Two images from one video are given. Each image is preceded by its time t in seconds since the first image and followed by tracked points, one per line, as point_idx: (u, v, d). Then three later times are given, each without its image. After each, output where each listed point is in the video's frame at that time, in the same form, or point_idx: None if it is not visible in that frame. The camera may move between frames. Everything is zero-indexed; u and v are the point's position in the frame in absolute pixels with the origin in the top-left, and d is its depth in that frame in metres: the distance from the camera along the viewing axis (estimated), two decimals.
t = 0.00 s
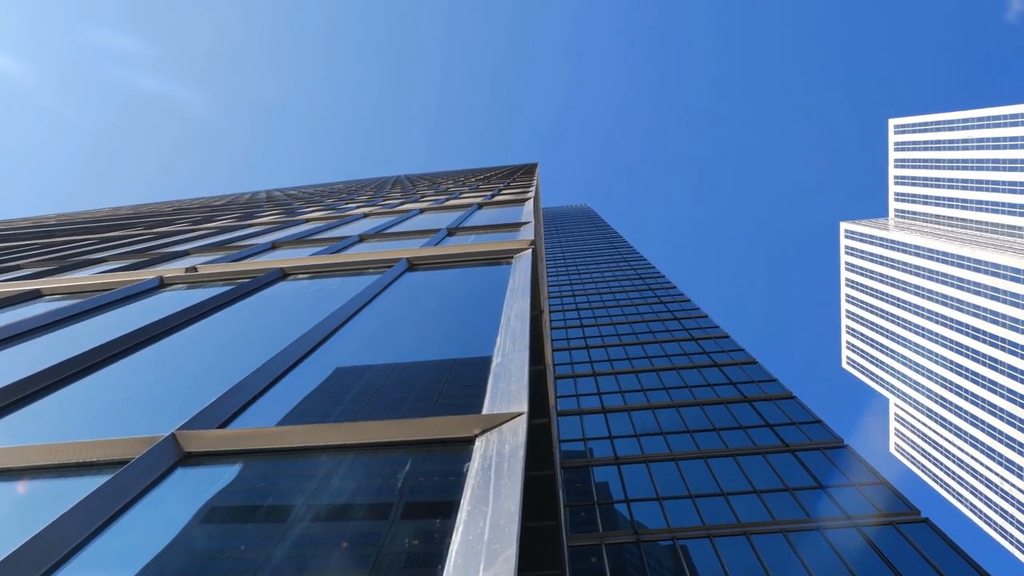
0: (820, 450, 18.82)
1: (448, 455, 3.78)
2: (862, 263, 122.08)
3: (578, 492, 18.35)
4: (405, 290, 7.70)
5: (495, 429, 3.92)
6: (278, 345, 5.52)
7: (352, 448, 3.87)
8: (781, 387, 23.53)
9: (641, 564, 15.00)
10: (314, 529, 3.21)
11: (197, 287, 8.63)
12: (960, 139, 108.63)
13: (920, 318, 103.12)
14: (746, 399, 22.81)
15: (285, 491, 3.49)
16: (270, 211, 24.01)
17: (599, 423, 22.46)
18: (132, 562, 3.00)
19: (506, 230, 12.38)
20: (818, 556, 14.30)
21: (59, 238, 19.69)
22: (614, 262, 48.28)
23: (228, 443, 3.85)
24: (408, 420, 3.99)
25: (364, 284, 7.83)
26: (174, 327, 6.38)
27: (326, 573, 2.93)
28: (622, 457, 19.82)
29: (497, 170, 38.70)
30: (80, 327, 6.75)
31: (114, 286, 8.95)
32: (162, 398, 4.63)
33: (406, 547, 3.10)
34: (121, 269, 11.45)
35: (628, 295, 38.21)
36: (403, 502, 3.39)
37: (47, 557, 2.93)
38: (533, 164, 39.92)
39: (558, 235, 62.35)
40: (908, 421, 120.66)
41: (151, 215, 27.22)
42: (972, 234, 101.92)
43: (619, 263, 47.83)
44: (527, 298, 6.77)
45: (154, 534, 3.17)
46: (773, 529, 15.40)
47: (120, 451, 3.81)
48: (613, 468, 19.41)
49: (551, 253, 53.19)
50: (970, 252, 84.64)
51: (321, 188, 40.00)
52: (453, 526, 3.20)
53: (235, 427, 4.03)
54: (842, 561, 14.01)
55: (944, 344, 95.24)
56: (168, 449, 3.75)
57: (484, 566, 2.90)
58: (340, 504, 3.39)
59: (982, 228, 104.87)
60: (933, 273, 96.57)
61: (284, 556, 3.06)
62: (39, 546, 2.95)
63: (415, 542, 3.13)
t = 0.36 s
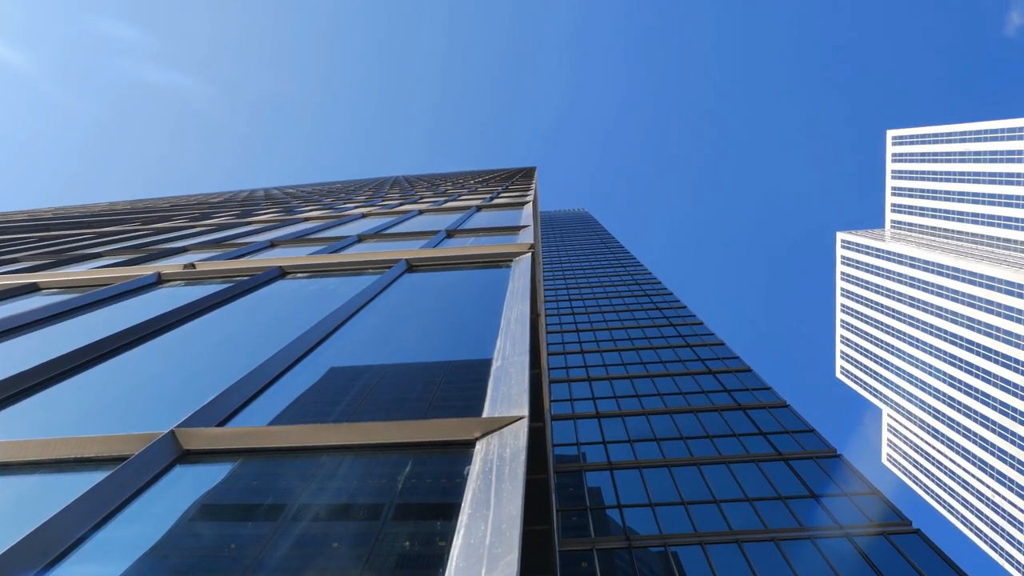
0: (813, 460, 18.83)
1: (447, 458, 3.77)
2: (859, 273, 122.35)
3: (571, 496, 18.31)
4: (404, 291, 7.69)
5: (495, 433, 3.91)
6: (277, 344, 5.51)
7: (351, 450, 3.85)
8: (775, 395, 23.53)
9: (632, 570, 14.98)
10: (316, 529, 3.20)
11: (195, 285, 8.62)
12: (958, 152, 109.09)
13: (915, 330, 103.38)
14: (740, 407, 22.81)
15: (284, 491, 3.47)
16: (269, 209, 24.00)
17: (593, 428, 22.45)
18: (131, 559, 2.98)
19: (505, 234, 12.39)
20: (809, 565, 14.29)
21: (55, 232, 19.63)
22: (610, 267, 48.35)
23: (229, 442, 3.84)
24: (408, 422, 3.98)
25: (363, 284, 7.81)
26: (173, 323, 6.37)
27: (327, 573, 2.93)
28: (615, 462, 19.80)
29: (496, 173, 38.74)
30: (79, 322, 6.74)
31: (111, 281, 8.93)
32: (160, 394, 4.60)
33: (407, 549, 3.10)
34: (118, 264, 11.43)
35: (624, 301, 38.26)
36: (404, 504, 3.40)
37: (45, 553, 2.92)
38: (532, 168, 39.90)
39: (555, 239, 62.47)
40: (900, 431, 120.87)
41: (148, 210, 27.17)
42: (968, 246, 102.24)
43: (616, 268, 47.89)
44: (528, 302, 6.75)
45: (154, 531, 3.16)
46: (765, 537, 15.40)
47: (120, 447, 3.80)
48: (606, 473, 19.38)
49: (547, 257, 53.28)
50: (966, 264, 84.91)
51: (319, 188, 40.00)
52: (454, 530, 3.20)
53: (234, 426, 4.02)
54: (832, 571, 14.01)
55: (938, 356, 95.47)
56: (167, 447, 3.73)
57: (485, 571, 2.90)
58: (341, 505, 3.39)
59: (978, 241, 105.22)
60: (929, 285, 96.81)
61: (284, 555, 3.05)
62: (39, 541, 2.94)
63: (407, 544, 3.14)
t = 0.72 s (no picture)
0: (806, 467, 18.84)
1: (447, 459, 3.77)
2: (856, 281, 122.68)
3: (564, 500, 18.29)
4: (404, 292, 7.70)
5: (495, 435, 3.90)
6: (276, 342, 5.50)
7: (351, 449, 3.85)
8: (769, 402, 23.58)
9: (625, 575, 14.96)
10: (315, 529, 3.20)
11: (192, 281, 8.59)
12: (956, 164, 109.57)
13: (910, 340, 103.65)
14: (734, 414, 22.84)
15: (284, 489, 3.47)
16: (266, 207, 23.98)
17: (587, 432, 22.44)
18: (129, 559, 2.96)
19: (503, 236, 12.40)
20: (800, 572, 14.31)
21: (51, 225, 19.56)
22: (606, 271, 48.43)
23: (227, 440, 3.83)
24: (408, 422, 3.98)
25: (362, 284, 7.81)
26: (171, 319, 6.34)
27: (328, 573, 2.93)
28: (609, 466, 19.79)
29: (495, 175, 38.78)
30: (75, 316, 6.71)
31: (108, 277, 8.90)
32: (157, 393, 4.56)
33: (408, 550, 3.11)
34: (115, 259, 11.41)
35: (620, 305, 38.30)
36: (404, 504, 3.41)
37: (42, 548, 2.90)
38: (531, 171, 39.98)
39: (552, 243, 62.59)
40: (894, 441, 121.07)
41: (145, 205, 27.11)
42: (964, 257, 102.60)
43: (612, 272, 47.96)
44: (527, 304, 6.75)
45: (151, 531, 3.14)
46: (756, 544, 15.41)
47: (117, 444, 3.78)
48: (599, 477, 19.37)
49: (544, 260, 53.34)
50: (961, 275, 85.19)
51: (317, 187, 39.97)
52: (454, 532, 3.20)
53: (233, 424, 4.01)
54: None
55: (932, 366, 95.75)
56: (165, 444, 3.71)
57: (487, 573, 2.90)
58: (341, 504, 3.39)
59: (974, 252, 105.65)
60: (924, 295, 97.10)
61: (283, 553, 3.05)
62: (33, 541, 2.90)
63: (397, 544, 3.14)
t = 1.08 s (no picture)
0: (799, 475, 18.85)
1: (446, 460, 3.77)
2: (851, 291, 122.97)
3: (556, 503, 18.27)
4: (403, 292, 7.69)
5: (495, 437, 3.90)
6: (275, 340, 5.48)
7: (349, 449, 3.84)
8: (763, 409, 23.60)
9: None
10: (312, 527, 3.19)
11: (190, 277, 8.58)
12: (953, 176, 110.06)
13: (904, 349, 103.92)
14: (728, 420, 22.85)
15: (283, 486, 3.46)
16: (265, 204, 23.96)
17: (580, 436, 22.43)
18: (129, 558, 2.92)
19: (501, 238, 12.40)
20: None
21: (48, 218, 19.52)
22: (603, 275, 48.49)
23: (226, 436, 3.82)
24: (407, 422, 3.96)
25: (361, 283, 7.80)
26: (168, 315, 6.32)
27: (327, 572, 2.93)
28: (602, 470, 19.78)
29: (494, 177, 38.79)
30: (73, 309, 6.69)
31: (106, 270, 8.87)
32: (152, 389, 4.54)
33: (408, 550, 3.12)
34: (113, 253, 11.39)
35: (616, 310, 38.34)
36: (404, 504, 3.41)
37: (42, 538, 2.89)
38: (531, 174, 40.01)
39: (549, 245, 62.70)
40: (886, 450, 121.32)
41: (142, 200, 27.07)
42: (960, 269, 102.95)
43: (609, 276, 48.01)
44: (526, 307, 6.74)
45: (149, 526, 3.13)
46: (747, 551, 15.43)
47: (116, 438, 3.77)
48: (591, 481, 19.35)
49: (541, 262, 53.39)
50: (956, 287, 85.51)
51: (315, 184, 39.97)
52: (454, 533, 3.20)
53: (231, 420, 4.00)
54: None
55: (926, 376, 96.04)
56: (163, 439, 3.70)
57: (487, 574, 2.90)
58: (340, 502, 3.39)
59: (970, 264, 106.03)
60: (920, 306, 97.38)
61: (281, 551, 3.05)
62: (32, 534, 2.90)
63: (394, 545, 3.15)
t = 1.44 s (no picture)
0: (791, 483, 18.87)
1: (446, 461, 3.79)
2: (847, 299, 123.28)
3: (549, 506, 18.22)
4: (401, 291, 7.69)
5: (495, 439, 3.91)
6: (274, 337, 5.48)
7: (348, 447, 3.85)
8: (756, 416, 23.65)
9: None
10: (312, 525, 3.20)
11: (188, 272, 8.56)
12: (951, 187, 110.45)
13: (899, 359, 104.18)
14: (722, 426, 22.88)
15: (283, 484, 3.47)
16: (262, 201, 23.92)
17: (574, 439, 22.41)
18: (129, 553, 2.90)
19: (499, 240, 12.42)
20: None
21: (43, 210, 19.44)
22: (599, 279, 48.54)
23: (226, 433, 3.82)
24: (407, 422, 3.97)
25: (360, 282, 7.80)
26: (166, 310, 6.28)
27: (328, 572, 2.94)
28: (595, 474, 19.75)
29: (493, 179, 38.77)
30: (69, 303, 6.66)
31: (104, 264, 8.85)
32: (147, 385, 4.51)
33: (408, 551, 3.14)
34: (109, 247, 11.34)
35: (612, 314, 38.38)
36: (404, 504, 3.43)
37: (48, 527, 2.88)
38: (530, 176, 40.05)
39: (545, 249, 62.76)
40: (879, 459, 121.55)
41: (138, 194, 27.00)
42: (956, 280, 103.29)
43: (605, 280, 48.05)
44: (524, 309, 6.73)
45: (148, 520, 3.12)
46: (739, 557, 15.44)
47: (114, 434, 3.79)
48: (584, 484, 19.32)
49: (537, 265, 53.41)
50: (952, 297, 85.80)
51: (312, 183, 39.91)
52: (455, 535, 3.23)
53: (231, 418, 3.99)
54: None
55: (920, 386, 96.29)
56: (164, 435, 3.69)
57: None
58: (340, 501, 3.40)
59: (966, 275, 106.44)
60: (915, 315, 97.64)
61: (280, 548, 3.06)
62: (40, 521, 2.89)
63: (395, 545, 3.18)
